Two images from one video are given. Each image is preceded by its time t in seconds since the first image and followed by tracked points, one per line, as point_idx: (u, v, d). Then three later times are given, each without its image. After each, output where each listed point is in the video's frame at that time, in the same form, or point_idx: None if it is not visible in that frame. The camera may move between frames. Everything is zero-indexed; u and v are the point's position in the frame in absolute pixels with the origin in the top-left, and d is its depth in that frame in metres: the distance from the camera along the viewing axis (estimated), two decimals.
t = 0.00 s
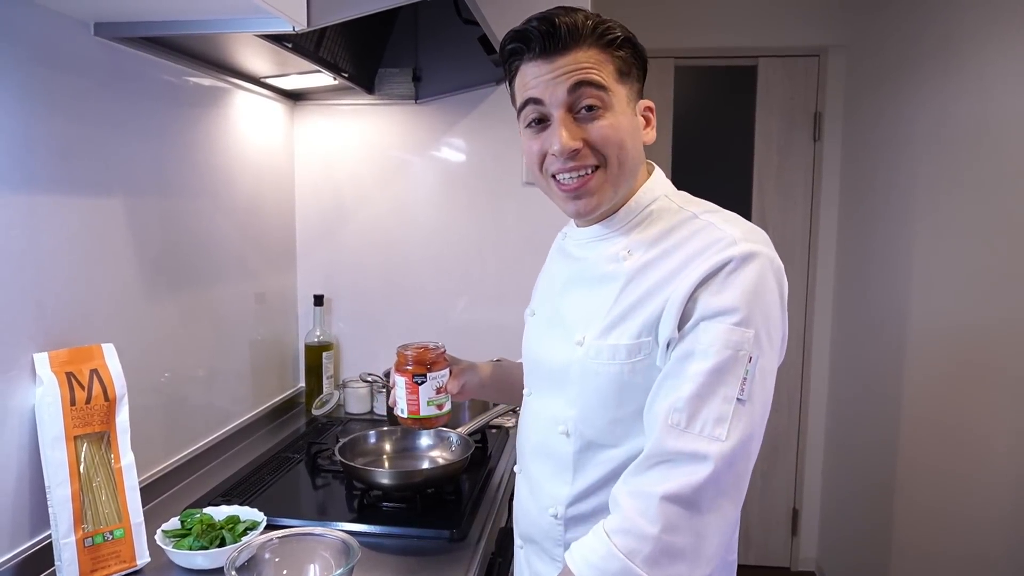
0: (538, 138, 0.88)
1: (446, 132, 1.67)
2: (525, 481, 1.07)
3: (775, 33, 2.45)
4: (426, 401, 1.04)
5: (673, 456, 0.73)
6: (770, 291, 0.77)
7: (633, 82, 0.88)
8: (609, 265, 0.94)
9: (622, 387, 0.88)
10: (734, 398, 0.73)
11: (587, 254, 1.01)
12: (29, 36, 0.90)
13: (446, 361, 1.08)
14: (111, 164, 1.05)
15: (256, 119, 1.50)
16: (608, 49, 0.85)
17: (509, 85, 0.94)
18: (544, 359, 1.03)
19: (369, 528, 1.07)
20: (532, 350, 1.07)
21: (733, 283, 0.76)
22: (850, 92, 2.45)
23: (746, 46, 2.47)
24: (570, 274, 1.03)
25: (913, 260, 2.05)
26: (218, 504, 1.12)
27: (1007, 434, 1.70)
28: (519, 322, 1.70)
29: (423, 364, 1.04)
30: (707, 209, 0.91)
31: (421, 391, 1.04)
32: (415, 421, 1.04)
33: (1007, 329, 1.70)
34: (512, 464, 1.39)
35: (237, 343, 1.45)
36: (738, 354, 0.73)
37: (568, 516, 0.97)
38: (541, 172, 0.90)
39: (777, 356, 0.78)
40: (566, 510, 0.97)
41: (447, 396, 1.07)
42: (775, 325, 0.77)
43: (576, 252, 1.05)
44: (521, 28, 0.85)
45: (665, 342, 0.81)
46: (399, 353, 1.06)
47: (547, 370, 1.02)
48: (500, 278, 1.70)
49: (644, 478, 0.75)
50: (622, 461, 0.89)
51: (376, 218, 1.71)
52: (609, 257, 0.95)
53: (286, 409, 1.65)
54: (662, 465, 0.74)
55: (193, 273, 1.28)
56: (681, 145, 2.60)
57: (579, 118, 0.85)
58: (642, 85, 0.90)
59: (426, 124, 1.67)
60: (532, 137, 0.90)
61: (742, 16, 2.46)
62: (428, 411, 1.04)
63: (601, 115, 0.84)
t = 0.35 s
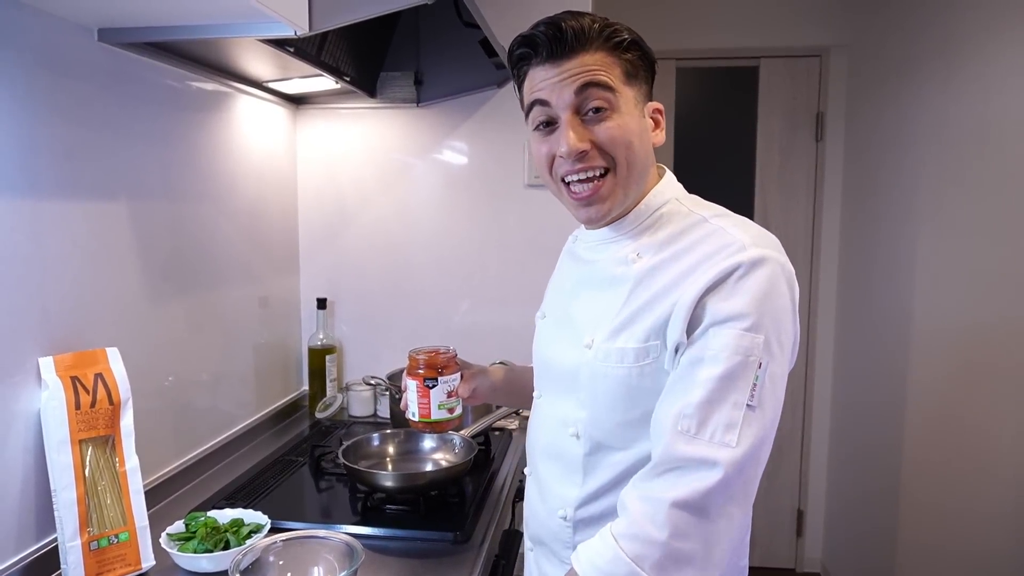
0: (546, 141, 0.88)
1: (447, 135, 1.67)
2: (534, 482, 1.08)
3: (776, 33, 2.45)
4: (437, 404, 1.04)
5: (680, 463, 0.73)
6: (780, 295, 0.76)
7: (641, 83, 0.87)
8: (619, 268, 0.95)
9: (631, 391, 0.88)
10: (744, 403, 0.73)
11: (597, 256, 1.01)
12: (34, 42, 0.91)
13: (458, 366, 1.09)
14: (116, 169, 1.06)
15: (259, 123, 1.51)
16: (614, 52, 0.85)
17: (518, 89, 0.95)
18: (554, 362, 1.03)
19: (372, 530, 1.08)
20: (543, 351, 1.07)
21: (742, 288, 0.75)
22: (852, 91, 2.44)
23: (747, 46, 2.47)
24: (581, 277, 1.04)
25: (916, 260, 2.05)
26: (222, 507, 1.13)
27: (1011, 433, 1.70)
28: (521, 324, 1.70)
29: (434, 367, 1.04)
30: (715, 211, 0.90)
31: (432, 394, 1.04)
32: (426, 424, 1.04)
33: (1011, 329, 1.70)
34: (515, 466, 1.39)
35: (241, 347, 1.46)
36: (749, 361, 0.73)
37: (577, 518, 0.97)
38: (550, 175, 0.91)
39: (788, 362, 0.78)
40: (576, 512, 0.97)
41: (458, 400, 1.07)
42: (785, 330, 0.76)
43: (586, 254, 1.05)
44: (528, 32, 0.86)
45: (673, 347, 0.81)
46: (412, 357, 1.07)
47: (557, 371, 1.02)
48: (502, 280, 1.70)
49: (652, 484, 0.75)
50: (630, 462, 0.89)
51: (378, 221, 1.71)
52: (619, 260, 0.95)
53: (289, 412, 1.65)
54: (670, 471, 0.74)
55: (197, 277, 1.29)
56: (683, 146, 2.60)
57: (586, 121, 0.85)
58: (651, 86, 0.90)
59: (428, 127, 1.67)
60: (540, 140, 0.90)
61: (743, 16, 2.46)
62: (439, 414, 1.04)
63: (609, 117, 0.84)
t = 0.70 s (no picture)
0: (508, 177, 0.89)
1: (445, 139, 1.68)
2: (539, 487, 1.07)
3: (772, 35, 2.46)
4: (430, 410, 1.03)
5: (746, 437, 0.72)
6: (790, 294, 0.77)
7: (599, 101, 0.85)
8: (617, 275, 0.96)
9: (637, 396, 0.91)
10: (784, 405, 0.73)
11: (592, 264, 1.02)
12: (31, 50, 0.91)
13: (452, 371, 1.07)
14: (114, 176, 1.07)
15: (256, 129, 1.52)
16: (562, 81, 0.83)
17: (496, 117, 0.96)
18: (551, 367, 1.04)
19: (371, 534, 1.08)
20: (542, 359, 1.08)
21: (754, 293, 0.77)
22: (848, 93, 2.45)
23: (743, 49, 2.48)
24: (577, 285, 1.05)
25: (913, 260, 2.05)
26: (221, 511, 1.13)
27: (1009, 434, 1.70)
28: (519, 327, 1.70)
29: (426, 373, 1.03)
30: (709, 216, 0.93)
31: (424, 400, 1.03)
32: (419, 430, 1.03)
33: (1008, 329, 1.70)
34: (513, 469, 1.40)
35: (240, 352, 1.46)
36: (774, 361, 0.74)
37: (584, 522, 0.96)
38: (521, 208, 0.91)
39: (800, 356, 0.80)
40: (582, 515, 0.95)
41: (451, 406, 1.05)
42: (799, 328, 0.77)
43: (580, 264, 1.06)
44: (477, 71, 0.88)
45: (682, 355, 0.84)
46: (405, 363, 1.06)
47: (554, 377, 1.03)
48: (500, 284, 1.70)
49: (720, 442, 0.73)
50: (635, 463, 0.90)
51: (376, 226, 1.72)
52: (615, 267, 0.96)
53: (288, 417, 1.66)
54: (736, 436, 0.73)
55: (195, 283, 1.29)
56: (680, 148, 2.61)
57: (537, 156, 0.84)
58: (612, 101, 0.87)
59: (425, 132, 1.68)
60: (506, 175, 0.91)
61: (738, 19, 2.47)
62: (431, 420, 1.03)
63: (559, 149, 0.83)
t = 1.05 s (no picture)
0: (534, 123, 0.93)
1: (442, 141, 1.68)
2: (530, 486, 1.05)
3: (765, 39, 2.50)
4: (422, 413, 1.03)
5: (722, 418, 0.74)
6: (779, 288, 0.78)
7: (631, 80, 0.90)
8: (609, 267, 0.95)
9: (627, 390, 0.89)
10: (763, 394, 0.74)
11: (586, 256, 1.01)
12: (27, 51, 0.91)
13: (444, 375, 1.07)
14: (110, 178, 1.07)
15: (253, 130, 1.52)
16: (604, 49, 0.90)
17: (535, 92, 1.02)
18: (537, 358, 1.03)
19: (366, 536, 1.08)
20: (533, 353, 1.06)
21: (744, 283, 0.77)
22: (843, 97, 2.46)
23: (738, 53, 2.51)
24: (569, 276, 1.04)
25: (908, 263, 2.06)
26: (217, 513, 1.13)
27: (1004, 436, 1.70)
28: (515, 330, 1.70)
29: (420, 375, 1.04)
30: (706, 214, 0.93)
31: (417, 402, 1.03)
32: (411, 432, 1.03)
33: (1001, 332, 1.71)
34: (509, 471, 1.40)
35: (236, 353, 1.46)
36: (756, 352, 0.75)
37: (577, 522, 0.94)
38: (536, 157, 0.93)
39: (781, 353, 0.81)
40: (576, 515, 0.94)
41: (443, 410, 1.06)
42: (784, 323, 0.78)
43: (574, 257, 1.05)
44: (532, 30, 0.96)
45: (676, 343, 0.84)
46: (398, 365, 1.06)
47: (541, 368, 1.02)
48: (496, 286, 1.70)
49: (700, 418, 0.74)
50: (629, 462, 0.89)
51: (373, 228, 1.72)
52: (612, 260, 0.95)
53: (284, 419, 1.66)
54: (715, 418, 0.74)
55: (191, 284, 1.30)
56: (676, 152, 2.62)
57: (566, 102, 0.88)
58: (643, 88, 0.92)
59: (421, 134, 1.68)
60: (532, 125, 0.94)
61: (734, 23, 2.50)
62: (424, 423, 1.03)
63: (587, 97, 0.87)
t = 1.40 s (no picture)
0: (568, 109, 0.92)
1: (444, 141, 1.68)
2: (535, 485, 1.05)
3: (767, 40, 2.49)
4: (437, 431, 0.99)
5: (767, 415, 0.78)
6: (790, 282, 0.83)
7: (656, 88, 0.96)
8: (624, 263, 0.94)
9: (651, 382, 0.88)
10: (800, 384, 0.80)
11: (593, 253, 1.01)
12: (32, 52, 0.92)
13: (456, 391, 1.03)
14: (113, 178, 1.07)
15: (256, 130, 1.52)
16: (637, 51, 0.94)
17: (545, 86, 1.03)
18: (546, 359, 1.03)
19: (369, 535, 1.08)
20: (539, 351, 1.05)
21: (764, 279, 0.80)
22: (845, 97, 2.46)
23: (740, 53, 2.50)
24: (575, 277, 1.03)
25: (910, 263, 2.06)
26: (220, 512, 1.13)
27: (1006, 436, 1.70)
28: (517, 330, 1.70)
29: (432, 393, 0.99)
30: (709, 210, 0.95)
31: (432, 421, 0.99)
32: (426, 451, 0.99)
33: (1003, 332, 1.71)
34: (512, 471, 1.40)
35: (239, 352, 1.47)
36: (786, 346, 0.79)
37: (593, 515, 0.94)
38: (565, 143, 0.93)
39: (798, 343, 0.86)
40: (591, 508, 0.94)
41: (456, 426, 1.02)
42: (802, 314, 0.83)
43: (577, 256, 1.04)
44: (562, 22, 0.96)
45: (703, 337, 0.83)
46: (408, 384, 1.01)
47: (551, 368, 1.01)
48: (498, 286, 1.70)
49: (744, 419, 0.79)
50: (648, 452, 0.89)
51: (375, 229, 1.72)
52: (624, 257, 0.95)
53: (287, 418, 1.66)
54: (762, 415, 0.78)
55: (194, 283, 1.30)
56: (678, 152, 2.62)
57: (608, 93, 0.90)
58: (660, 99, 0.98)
59: (424, 134, 1.69)
60: (560, 111, 0.94)
61: (736, 23, 2.49)
62: (439, 441, 0.99)
63: (628, 93, 0.90)
